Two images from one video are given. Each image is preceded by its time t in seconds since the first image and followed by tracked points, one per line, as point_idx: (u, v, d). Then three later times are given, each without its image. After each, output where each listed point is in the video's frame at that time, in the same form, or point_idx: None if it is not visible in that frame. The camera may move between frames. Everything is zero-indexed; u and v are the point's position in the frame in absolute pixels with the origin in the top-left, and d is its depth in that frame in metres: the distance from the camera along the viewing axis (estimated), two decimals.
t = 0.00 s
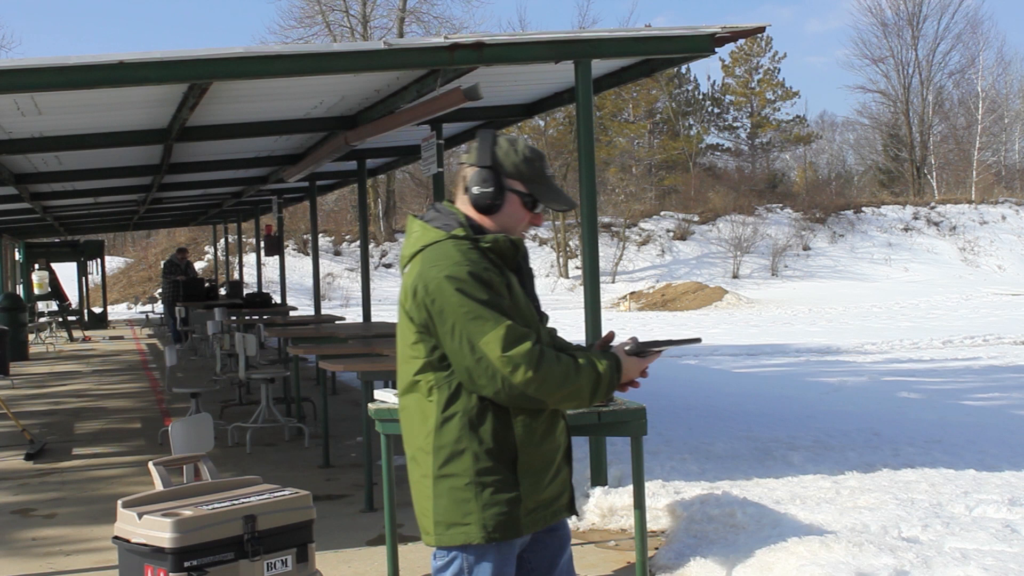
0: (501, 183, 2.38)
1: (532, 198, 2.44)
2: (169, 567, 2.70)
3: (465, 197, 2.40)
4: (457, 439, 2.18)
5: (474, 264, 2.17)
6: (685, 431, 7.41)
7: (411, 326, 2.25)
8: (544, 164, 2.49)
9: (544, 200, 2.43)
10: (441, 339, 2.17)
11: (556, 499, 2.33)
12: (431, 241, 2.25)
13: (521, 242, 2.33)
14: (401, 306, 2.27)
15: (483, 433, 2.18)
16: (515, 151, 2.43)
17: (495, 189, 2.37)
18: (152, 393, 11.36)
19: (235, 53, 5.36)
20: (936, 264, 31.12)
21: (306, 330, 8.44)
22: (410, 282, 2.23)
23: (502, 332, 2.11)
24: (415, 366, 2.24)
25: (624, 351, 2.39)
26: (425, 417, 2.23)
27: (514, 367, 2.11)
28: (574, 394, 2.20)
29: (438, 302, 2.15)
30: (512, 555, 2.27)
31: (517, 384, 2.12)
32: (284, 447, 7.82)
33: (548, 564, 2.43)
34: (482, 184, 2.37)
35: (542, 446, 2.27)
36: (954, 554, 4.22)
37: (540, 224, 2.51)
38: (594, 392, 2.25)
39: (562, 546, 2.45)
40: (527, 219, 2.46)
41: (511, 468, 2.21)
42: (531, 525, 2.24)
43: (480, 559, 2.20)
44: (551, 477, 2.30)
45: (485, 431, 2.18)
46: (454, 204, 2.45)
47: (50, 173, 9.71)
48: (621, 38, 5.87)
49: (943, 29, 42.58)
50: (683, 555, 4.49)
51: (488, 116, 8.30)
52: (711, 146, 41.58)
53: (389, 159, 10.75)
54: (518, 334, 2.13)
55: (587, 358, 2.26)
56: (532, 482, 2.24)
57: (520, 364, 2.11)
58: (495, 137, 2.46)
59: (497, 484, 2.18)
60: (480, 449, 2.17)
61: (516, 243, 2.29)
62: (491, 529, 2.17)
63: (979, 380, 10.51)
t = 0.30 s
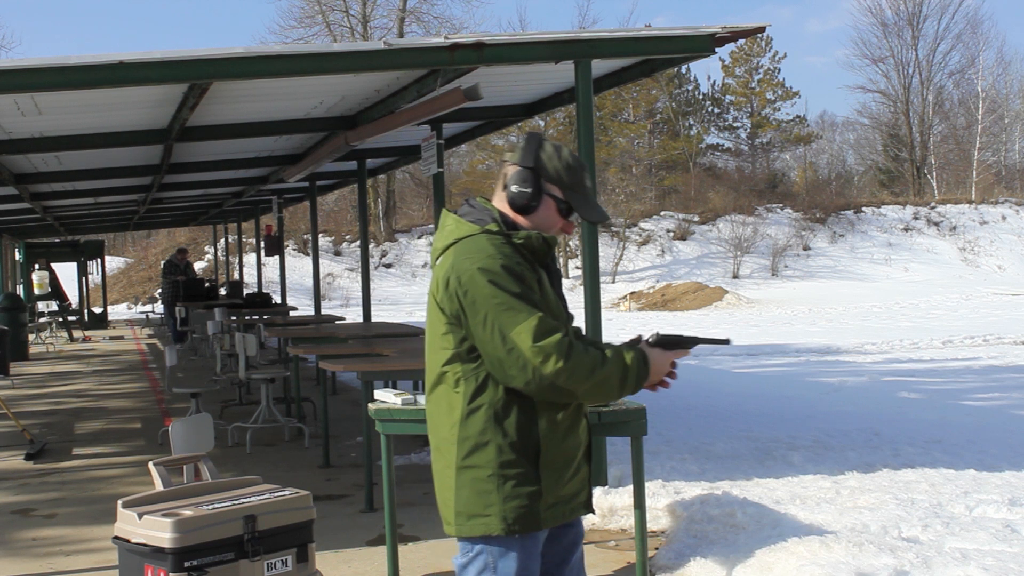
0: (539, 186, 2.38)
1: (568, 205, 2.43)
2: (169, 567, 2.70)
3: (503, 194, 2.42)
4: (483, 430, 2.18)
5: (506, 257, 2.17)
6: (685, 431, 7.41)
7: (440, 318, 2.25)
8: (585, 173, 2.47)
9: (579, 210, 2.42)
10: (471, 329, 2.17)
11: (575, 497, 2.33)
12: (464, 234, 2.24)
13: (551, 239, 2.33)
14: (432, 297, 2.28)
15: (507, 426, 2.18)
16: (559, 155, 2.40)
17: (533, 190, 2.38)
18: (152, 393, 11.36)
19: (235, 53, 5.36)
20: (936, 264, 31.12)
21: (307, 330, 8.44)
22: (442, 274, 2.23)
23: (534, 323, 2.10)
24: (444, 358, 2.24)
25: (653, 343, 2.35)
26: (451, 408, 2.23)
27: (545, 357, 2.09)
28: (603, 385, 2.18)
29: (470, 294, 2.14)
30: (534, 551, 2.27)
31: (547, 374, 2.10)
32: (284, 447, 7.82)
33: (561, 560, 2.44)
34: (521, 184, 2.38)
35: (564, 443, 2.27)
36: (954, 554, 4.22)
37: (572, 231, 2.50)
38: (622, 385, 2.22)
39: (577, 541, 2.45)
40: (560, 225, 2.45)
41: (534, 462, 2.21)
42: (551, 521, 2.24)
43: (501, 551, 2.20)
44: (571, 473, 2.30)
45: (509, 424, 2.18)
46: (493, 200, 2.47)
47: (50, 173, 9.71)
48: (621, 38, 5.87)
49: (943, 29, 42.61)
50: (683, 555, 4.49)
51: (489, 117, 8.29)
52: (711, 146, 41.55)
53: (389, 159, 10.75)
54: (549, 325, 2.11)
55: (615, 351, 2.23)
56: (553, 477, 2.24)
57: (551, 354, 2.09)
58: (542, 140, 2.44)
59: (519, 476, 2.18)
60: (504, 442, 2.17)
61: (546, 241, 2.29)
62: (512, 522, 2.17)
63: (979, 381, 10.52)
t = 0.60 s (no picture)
0: (582, 201, 2.38)
1: (605, 229, 2.43)
2: (169, 567, 2.70)
3: (546, 201, 2.41)
4: (485, 422, 2.18)
5: (530, 251, 2.17)
6: (685, 431, 7.41)
7: (458, 306, 2.25)
8: (630, 207, 2.47)
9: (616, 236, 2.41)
10: (490, 316, 2.15)
11: (569, 501, 2.31)
12: (491, 229, 2.24)
13: (579, 250, 2.33)
14: (452, 286, 2.27)
15: (510, 420, 2.18)
16: (609, 179, 2.41)
17: (575, 204, 2.37)
18: (152, 393, 11.37)
19: (235, 53, 5.36)
20: (936, 264, 31.11)
21: (306, 330, 8.44)
22: (465, 266, 2.23)
23: (556, 310, 2.08)
24: (457, 347, 2.25)
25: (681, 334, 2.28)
26: (458, 396, 2.24)
27: (566, 341, 2.06)
28: (623, 369, 2.12)
29: (493, 282, 2.13)
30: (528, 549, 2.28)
31: (567, 359, 2.06)
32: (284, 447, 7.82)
33: (558, 559, 2.44)
34: (565, 196, 2.37)
35: (566, 443, 2.26)
36: (954, 554, 4.22)
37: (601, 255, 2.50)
38: (645, 368, 2.16)
39: (575, 543, 2.45)
40: (593, 246, 2.44)
41: (532, 458, 2.20)
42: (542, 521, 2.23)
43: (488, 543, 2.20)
44: (570, 475, 2.29)
45: (513, 418, 2.18)
46: (533, 206, 2.46)
47: (50, 173, 9.71)
48: (621, 38, 5.87)
49: (943, 29, 42.60)
50: (683, 555, 4.49)
51: (489, 117, 8.29)
52: (711, 146, 41.55)
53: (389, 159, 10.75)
54: (571, 312, 2.08)
55: (638, 337, 2.17)
56: (551, 476, 2.24)
57: (573, 337, 2.06)
58: (598, 160, 2.45)
59: (513, 471, 2.18)
60: (505, 435, 2.18)
61: (573, 246, 2.29)
62: (501, 515, 2.17)
63: (979, 380, 10.52)
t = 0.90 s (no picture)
0: (587, 210, 2.37)
1: (606, 240, 2.42)
2: (169, 568, 2.69)
3: (549, 208, 2.40)
4: (479, 427, 2.17)
5: (530, 254, 2.15)
6: (685, 431, 7.41)
7: (455, 310, 2.22)
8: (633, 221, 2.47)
9: (617, 249, 2.40)
10: (487, 320, 2.13)
11: (559, 506, 2.30)
12: (491, 231, 2.23)
13: (578, 258, 2.32)
14: (449, 290, 2.25)
15: (504, 426, 2.17)
16: (613, 190, 2.42)
17: (578, 214, 2.36)
18: (152, 393, 11.37)
19: (235, 52, 5.36)
20: (937, 264, 31.10)
21: (306, 330, 8.43)
22: (463, 270, 2.21)
23: (558, 309, 2.05)
24: (452, 352, 2.22)
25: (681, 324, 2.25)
26: (452, 400, 2.22)
27: (568, 339, 2.03)
28: (628, 362, 2.08)
29: (493, 284, 2.11)
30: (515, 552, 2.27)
31: (570, 356, 2.03)
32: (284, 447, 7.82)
33: (544, 563, 2.42)
34: (569, 204, 2.36)
35: (560, 450, 2.24)
36: (954, 554, 4.22)
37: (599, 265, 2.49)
38: (647, 360, 2.11)
39: (565, 545, 2.45)
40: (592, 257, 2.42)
41: (524, 464, 2.19)
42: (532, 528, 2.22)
43: (477, 548, 2.19)
44: (561, 481, 2.28)
45: (507, 425, 2.17)
46: (535, 211, 2.44)
47: (50, 174, 9.70)
48: (622, 38, 5.86)
49: (944, 29, 42.58)
50: (683, 555, 4.49)
51: (489, 117, 8.29)
52: (712, 146, 41.54)
53: (390, 159, 10.75)
54: (572, 310, 2.06)
55: (640, 329, 2.14)
56: (542, 482, 2.23)
57: (575, 334, 2.03)
58: (608, 172, 2.44)
59: (505, 477, 2.17)
60: (499, 440, 2.16)
61: (571, 252, 2.28)
62: (492, 522, 2.17)
63: (979, 380, 10.52)
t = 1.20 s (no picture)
0: (535, 202, 2.35)
1: (562, 219, 2.42)
2: (169, 567, 2.69)
3: (497, 209, 2.37)
4: (445, 441, 2.15)
5: (485, 262, 2.13)
6: (684, 431, 7.41)
7: (413, 322, 2.21)
8: (578, 191, 2.46)
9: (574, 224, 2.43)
10: (446, 333, 2.11)
11: (532, 513, 2.30)
12: (444, 238, 2.21)
13: (537, 256, 2.31)
14: (406, 301, 2.22)
15: (470, 439, 2.15)
16: (553, 170, 2.40)
17: (530, 208, 2.35)
18: (152, 393, 11.35)
19: (235, 53, 5.36)
20: (937, 264, 31.09)
21: (306, 330, 8.43)
22: (418, 280, 2.18)
23: (515, 322, 2.04)
24: (413, 363, 2.20)
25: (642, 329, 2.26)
26: (416, 413, 2.20)
27: (528, 354, 2.02)
28: (587, 375, 2.09)
29: (448, 298, 2.09)
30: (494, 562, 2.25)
31: (530, 370, 2.03)
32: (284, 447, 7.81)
33: (538, 565, 2.41)
34: (517, 201, 2.34)
35: (528, 458, 2.24)
36: (954, 554, 4.22)
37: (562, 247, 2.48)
38: (607, 370, 2.13)
39: (551, 547, 2.44)
40: (554, 240, 2.42)
41: (494, 477, 2.17)
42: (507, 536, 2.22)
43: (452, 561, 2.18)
44: (532, 488, 2.27)
45: (472, 437, 2.15)
46: (483, 212, 2.41)
47: (49, 173, 9.70)
48: (622, 38, 5.86)
49: (943, 29, 42.54)
50: (683, 555, 4.49)
51: (489, 117, 8.29)
52: (711, 146, 41.54)
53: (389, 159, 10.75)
54: (530, 322, 2.05)
55: (597, 337, 2.15)
56: (513, 492, 2.22)
57: (534, 350, 2.02)
58: (536, 155, 2.43)
59: (475, 491, 2.15)
60: (466, 454, 2.14)
61: (530, 255, 2.26)
62: (465, 536, 2.15)
63: (979, 380, 10.51)
